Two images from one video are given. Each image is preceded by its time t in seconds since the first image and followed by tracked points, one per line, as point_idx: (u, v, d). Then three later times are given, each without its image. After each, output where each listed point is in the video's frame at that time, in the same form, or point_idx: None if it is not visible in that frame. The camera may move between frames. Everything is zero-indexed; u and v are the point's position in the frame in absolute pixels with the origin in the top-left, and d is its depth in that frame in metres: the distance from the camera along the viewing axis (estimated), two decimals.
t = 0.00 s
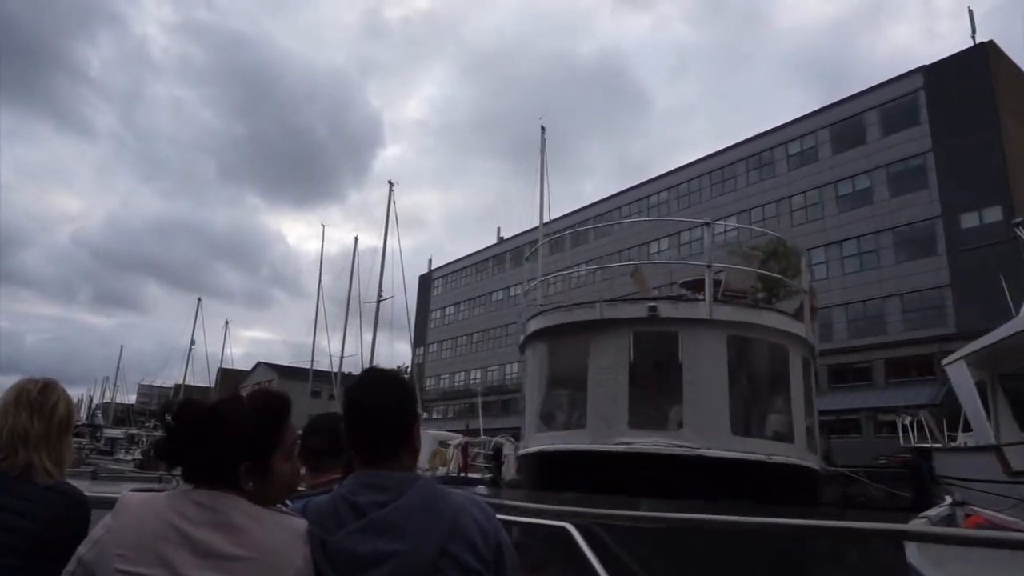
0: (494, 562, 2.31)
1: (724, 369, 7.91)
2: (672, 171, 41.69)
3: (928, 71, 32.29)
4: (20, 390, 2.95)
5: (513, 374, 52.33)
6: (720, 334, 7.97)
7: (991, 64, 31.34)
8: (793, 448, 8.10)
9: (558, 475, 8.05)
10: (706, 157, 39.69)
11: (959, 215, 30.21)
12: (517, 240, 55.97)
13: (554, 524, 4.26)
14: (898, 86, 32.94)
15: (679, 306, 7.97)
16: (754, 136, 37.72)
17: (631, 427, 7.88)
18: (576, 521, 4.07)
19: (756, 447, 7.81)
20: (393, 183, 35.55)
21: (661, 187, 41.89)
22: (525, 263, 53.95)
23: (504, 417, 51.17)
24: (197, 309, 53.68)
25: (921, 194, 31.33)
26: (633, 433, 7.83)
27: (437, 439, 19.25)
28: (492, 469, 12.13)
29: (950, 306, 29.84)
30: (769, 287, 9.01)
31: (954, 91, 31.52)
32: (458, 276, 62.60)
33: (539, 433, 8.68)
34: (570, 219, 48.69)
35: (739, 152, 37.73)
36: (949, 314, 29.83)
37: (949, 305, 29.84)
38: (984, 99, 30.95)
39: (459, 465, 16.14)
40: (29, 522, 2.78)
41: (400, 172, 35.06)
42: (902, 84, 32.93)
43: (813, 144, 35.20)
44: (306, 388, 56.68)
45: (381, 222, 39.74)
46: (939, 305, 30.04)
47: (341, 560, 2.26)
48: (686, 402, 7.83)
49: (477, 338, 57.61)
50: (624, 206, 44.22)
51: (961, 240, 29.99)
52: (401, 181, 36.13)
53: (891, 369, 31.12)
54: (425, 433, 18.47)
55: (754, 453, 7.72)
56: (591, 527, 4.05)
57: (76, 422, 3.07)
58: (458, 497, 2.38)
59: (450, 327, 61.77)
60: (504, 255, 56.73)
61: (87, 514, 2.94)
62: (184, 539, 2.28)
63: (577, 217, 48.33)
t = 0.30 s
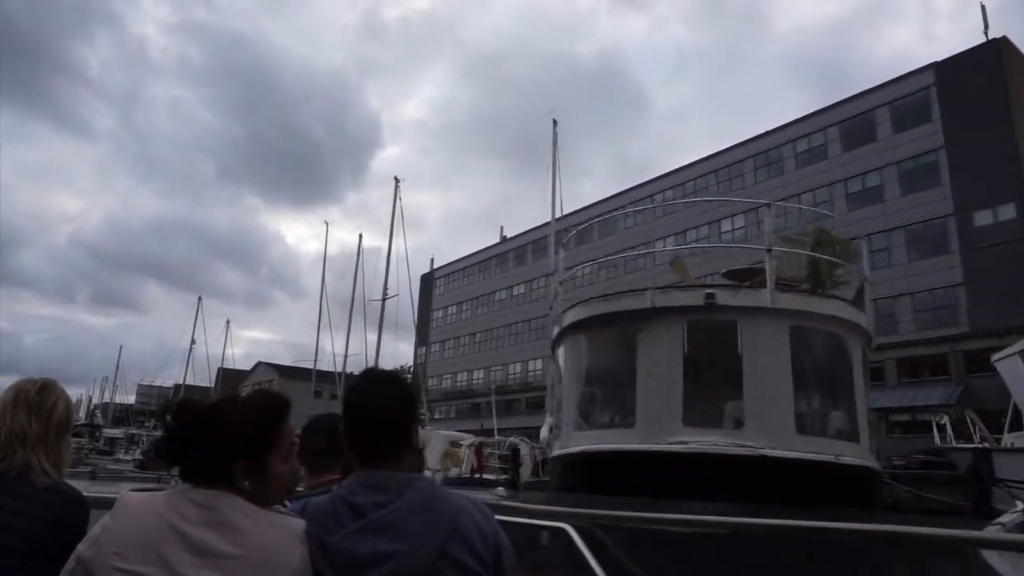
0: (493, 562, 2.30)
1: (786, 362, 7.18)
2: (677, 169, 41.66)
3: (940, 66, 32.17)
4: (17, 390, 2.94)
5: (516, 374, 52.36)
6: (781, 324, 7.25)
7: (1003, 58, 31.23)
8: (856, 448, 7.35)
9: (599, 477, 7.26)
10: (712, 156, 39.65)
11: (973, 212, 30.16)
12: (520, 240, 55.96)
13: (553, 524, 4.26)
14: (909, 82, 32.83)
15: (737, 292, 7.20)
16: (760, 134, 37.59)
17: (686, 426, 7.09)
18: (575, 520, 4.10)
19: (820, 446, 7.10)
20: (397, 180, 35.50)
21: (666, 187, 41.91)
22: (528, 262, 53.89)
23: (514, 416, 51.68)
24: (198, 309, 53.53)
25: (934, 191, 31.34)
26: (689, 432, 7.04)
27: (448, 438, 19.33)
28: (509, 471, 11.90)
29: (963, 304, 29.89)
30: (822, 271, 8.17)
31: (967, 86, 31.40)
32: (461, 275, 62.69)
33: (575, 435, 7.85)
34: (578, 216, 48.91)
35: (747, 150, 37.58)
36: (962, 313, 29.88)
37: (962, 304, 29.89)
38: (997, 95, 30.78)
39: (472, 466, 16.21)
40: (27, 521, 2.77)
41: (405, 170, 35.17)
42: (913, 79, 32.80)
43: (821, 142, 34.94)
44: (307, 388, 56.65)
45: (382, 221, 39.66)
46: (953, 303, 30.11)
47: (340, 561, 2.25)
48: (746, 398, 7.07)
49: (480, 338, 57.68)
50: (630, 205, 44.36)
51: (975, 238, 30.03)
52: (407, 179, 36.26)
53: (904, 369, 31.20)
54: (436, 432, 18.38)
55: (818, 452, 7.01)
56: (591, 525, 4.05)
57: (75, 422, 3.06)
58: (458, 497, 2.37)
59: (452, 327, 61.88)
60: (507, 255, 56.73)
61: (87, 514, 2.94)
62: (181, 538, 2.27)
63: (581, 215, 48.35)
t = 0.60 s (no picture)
0: (493, 562, 2.31)
1: (867, 353, 6.06)
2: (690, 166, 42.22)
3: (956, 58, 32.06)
4: (19, 390, 2.94)
5: (523, 373, 52.43)
6: (861, 311, 6.12)
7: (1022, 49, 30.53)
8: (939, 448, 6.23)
9: (647, 479, 6.23)
10: (724, 152, 40.14)
11: (989, 208, 30.19)
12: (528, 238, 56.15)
13: (554, 525, 4.28)
14: (923, 77, 32.93)
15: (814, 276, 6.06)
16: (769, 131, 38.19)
17: (755, 424, 5.96)
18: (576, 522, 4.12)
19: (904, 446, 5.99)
20: (405, 175, 35.49)
21: (678, 182, 42.41)
22: (535, 260, 54.11)
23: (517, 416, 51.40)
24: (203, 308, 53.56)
25: (951, 186, 31.14)
26: (759, 433, 5.91)
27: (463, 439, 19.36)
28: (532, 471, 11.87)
29: (981, 301, 29.69)
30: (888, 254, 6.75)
31: (983, 81, 31.12)
32: (466, 275, 62.83)
33: (622, 434, 6.82)
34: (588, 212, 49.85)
35: (758, 146, 38.11)
36: (980, 310, 29.67)
37: (980, 301, 29.69)
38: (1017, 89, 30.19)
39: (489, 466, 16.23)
40: (28, 521, 2.77)
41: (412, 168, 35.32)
42: (927, 74, 32.88)
43: (835, 137, 35.30)
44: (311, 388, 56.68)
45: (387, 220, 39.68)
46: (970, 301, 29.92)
47: (342, 561, 2.26)
48: (823, 395, 5.93)
49: (486, 337, 57.75)
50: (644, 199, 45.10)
51: (993, 235, 29.91)
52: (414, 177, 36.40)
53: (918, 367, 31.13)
54: (450, 431, 18.67)
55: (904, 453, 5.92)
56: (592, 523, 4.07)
57: (77, 422, 3.06)
58: (459, 498, 2.37)
59: (458, 326, 62.00)
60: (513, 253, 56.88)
61: (89, 512, 2.94)
62: (182, 537, 2.28)
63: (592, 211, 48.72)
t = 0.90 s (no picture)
0: (499, 561, 2.30)
1: (963, 341, 5.70)
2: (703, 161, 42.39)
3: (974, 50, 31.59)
4: (25, 389, 2.95)
5: (530, 371, 52.51)
6: (955, 296, 5.77)
7: None
8: None
9: (712, 480, 5.88)
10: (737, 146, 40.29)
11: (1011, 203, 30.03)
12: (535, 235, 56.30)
13: (556, 524, 4.27)
14: (942, 69, 32.47)
15: (905, 257, 5.73)
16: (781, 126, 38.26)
17: (843, 419, 5.68)
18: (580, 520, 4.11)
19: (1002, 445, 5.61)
20: (415, 169, 35.55)
21: (692, 179, 42.81)
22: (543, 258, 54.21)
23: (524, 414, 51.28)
24: (209, 306, 53.68)
25: (970, 180, 30.99)
26: (848, 429, 5.62)
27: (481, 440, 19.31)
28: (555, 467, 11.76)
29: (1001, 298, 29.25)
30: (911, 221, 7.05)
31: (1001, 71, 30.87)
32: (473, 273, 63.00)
33: (687, 432, 6.58)
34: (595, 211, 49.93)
35: (773, 140, 37.98)
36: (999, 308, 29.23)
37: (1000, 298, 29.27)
38: None
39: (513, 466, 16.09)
40: (33, 518, 2.78)
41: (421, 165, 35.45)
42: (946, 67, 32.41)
43: (850, 131, 35.16)
44: (316, 386, 56.68)
45: (393, 218, 39.81)
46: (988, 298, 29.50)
47: (346, 560, 2.26)
48: (918, 387, 5.60)
49: (492, 336, 57.74)
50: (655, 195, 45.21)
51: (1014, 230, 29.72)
52: (424, 174, 36.65)
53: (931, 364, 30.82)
54: (465, 429, 18.44)
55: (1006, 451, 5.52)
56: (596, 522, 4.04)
57: (82, 420, 3.07)
58: (463, 497, 2.37)
59: (465, 325, 62.07)
60: (521, 250, 56.99)
61: (94, 510, 2.95)
62: (186, 535, 2.27)
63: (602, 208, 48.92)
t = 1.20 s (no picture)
0: (499, 563, 2.29)
1: None
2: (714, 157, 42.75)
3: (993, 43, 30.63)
4: (27, 389, 2.96)
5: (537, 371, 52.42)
6: None
7: None
8: None
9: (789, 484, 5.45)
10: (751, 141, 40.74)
11: None
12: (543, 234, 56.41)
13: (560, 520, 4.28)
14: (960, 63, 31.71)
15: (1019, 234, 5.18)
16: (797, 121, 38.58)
17: (945, 417, 5.19)
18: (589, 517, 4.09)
19: None
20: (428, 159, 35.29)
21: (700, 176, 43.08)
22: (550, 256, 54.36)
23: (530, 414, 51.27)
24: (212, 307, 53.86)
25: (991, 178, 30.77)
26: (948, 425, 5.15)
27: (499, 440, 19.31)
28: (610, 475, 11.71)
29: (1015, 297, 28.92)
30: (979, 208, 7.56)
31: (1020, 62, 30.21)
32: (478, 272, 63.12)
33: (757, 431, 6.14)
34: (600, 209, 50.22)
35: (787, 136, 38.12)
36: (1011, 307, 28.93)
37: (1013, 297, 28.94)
38: None
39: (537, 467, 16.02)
40: (33, 519, 2.77)
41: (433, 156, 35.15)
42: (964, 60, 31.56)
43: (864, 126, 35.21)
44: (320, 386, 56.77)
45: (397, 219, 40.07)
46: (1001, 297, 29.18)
47: (349, 561, 2.26)
48: None
49: (498, 335, 57.76)
50: (663, 194, 45.51)
51: None
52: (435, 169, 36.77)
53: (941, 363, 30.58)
54: (481, 430, 18.40)
55: None
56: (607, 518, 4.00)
57: (84, 421, 3.07)
58: (464, 497, 2.36)
59: (470, 324, 62.10)
60: (528, 249, 57.10)
61: (96, 511, 2.96)
62: (187, 536, 2.28)
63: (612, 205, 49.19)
